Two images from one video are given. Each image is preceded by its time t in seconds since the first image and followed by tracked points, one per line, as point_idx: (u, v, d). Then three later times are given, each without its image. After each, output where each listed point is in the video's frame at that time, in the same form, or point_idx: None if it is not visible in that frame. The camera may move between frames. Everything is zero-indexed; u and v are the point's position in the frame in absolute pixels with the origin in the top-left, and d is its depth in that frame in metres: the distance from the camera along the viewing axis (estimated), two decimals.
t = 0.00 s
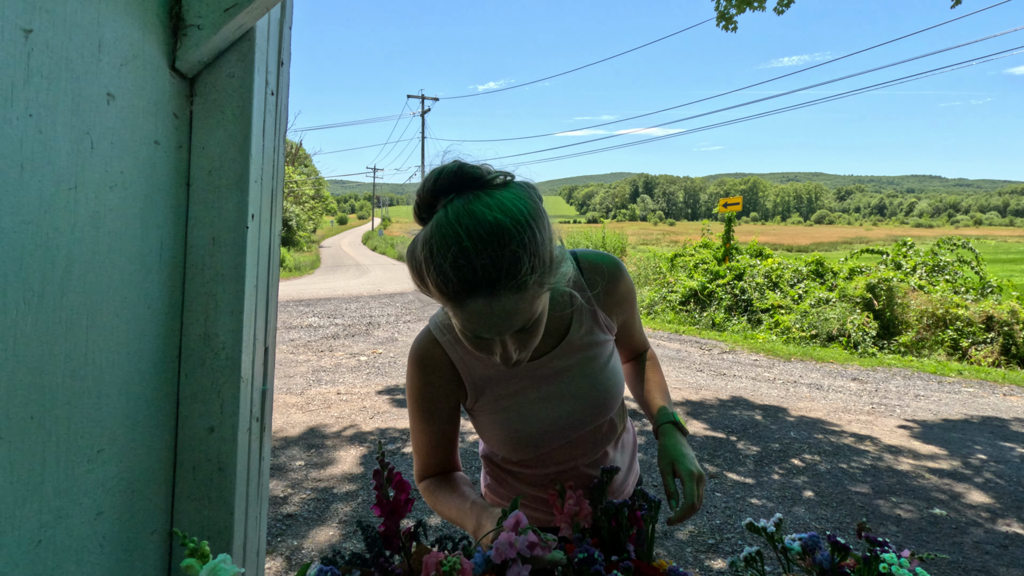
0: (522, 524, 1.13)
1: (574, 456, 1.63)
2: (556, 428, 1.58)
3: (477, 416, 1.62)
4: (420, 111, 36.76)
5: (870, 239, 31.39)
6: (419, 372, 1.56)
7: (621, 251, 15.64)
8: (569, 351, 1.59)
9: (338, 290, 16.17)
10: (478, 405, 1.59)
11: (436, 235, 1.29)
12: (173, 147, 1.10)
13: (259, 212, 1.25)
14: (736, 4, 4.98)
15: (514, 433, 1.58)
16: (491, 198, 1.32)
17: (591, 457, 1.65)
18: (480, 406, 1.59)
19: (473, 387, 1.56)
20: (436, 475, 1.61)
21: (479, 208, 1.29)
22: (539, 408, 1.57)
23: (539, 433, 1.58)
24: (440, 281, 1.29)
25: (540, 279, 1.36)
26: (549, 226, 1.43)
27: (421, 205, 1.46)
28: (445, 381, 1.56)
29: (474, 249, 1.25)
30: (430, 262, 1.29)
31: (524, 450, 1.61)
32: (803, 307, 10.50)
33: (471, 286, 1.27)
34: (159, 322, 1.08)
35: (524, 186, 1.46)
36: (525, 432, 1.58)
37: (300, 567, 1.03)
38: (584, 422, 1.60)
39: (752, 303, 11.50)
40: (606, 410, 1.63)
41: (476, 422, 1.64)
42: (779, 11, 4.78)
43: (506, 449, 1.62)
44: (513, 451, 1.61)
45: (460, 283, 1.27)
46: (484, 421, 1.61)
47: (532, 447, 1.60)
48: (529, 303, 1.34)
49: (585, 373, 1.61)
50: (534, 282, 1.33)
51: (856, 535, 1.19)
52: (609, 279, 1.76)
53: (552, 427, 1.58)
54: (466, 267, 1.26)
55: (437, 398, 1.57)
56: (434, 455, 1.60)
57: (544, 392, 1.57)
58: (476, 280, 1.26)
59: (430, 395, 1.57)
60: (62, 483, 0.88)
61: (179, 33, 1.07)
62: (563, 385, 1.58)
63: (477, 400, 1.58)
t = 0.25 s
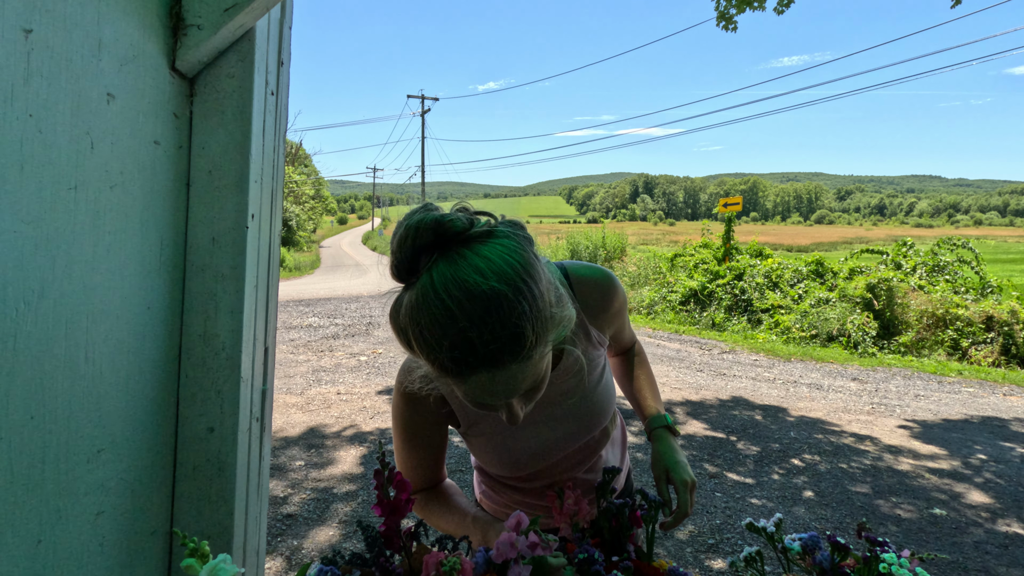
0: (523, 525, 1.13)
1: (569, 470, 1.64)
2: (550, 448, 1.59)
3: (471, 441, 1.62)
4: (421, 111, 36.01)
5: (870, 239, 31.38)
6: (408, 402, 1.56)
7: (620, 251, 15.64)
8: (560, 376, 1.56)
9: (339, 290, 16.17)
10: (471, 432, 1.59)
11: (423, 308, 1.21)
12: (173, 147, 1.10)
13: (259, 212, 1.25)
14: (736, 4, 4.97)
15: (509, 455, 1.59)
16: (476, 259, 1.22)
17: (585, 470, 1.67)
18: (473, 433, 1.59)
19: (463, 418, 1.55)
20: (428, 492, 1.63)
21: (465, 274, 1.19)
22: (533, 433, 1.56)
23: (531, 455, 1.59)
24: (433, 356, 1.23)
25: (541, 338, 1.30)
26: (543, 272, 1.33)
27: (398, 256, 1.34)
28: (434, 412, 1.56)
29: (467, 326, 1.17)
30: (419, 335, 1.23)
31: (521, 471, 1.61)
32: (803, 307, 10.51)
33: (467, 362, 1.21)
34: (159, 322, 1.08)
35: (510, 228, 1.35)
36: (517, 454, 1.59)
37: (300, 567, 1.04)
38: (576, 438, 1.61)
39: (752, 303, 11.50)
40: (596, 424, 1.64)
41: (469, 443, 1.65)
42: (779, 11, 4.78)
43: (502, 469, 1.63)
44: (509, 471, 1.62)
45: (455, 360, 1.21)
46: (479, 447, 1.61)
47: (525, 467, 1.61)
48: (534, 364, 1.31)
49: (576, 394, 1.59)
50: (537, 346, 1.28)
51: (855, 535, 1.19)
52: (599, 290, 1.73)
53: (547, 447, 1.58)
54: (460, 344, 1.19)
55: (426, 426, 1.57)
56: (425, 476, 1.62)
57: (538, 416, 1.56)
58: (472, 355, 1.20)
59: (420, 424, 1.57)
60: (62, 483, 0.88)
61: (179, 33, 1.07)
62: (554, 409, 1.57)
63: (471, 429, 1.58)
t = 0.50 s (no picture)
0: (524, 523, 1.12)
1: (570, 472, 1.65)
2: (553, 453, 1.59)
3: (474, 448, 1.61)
4: (420, 111, 36.61)
5: (870, 239, 31.37)
6: (411, 410, 1.55)
7: (620, 251, 15.66)
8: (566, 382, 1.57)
9: (338, 290, 16.18)
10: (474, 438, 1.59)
11: (450, 325, 1.20)
12: (173, 147, 1.10)
13: (259, 212, 1.25)
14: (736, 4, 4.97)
15: (510, 459, 1.59)
16: (501, 271, 1.21)
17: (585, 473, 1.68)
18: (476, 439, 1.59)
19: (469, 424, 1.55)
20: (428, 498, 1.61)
21: (492, 288, 1.19)
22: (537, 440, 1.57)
23: (534, 460, 1.59)
24: (463, 375, 1.22)
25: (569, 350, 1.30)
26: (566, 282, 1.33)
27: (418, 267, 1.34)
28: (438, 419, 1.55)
29: (499, 343, 1.17)
30: (446, 353, 1.22)
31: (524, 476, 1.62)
32: (803, 307, 10.51)
33: (498, 379, 1.21)
34: (159, 322, 1.08)
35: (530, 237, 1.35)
36: (521, 459, 1.59)
37: (300, 567, 1.03)
38: (578, 442, 1.61)
39: (752, 303, 11.51)
40: (598, 429, 1.65)
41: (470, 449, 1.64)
42: (779, 12, 4.78)
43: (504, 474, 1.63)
44: (510, 476, 1.63)
45: (486, 378, 1.21)
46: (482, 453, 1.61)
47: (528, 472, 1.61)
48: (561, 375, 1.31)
49: (580, 399, 1.61)
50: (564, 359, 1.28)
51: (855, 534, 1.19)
52: (601, 292, 1.75)
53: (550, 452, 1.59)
54: (490, 361, 1.18)
55: (430, 433, 1.56)
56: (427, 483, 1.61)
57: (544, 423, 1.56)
58: (505, 370, 1.20)
59: (424, 431, 1.56)
60: (62, 483, 0.88)
61: (179, 33, 1.07)
62: (559, 415, 1.57)
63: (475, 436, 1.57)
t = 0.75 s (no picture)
0: (523, 523, 1.12)
1: (574, 464, 1.62)
2: (562, 438, 1.57)
3: (482, 432, 1.55)
4: (420, 110, 35.41)
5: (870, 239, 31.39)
6: (423, 389, 1.46)
7: (620, 251, 15.67)
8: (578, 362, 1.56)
9: (339, 290, 16.19)
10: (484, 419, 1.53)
11: (492, 258, 1.23)
12: (173, 147, 1.10)
13: (259, 212, 1.25)
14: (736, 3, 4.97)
15: (519, 444, 1.55)
16: (538, 212, 1.27)
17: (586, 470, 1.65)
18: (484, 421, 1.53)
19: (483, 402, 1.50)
20: (435, 495, 1.52)
21: (533, 223, 1.25)
22: (548, 420, 1.54)
23: (543, 446, 1.56)
24: (500, 309, 1.24)
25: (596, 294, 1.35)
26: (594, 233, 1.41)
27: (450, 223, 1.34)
28: (452, 399, 1.48)
29: (539, 270, 1.20)
30: (485, 289, 1.24)
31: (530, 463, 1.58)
32: (803, 307, 10.52)
33: (533, 310, 1.22)
34: (159, 321, 1.08)
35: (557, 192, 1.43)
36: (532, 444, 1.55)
37: (300, 567, 1.04)
38: (586, 430, 1.59)
39: (752, 303, 11.51)
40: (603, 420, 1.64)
41: (477, 437, 1.58)
42: (779, 12, 4.78)
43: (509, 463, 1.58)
44: (515, 464, 1.58)
45: (524, 309, 1.22)
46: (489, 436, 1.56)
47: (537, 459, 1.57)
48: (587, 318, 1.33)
49: (591, 382, 1.59)
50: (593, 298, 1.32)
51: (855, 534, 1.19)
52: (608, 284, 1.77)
53: (559, 436, 1.56)
54: (533, 287, 1.20)
55: (440, 412, 1.48)
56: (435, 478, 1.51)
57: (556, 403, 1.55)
58: (544, 298, 1.22)
59: (438, 414, 1.48)
60: (62, 483, 0.88)
61: (179, 33, 1.07)
62: (570, 396, 1.56)
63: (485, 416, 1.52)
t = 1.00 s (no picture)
0: (523, 524, 1.11)
1: (585, 452, 1.54)
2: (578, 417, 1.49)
3: (495, 407, 1.46)
4: (421, 111, 34.65)
5: (870, 240, 31.37)
6: (441, 351, 1.37)
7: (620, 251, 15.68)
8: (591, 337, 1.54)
9: (339, 290, 16.19)
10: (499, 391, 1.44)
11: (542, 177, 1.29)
12: (173, 147, 1.10)
13: (259, 212, 1.25)
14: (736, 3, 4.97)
15: (535, 422, 1.46)
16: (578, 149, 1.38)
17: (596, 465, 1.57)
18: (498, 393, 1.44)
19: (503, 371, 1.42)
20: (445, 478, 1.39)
21: (576, 152, 1.35)
22: (564, 394, 1.48)
23: (557, 427, 1.47)
24: (547, 214, 1.26)
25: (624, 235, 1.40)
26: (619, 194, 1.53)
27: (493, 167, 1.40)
28: (470, 361, 1.39)
29: (590, 183, 1.28)
30: (533, 202, 1.28)
31: (545, 444, 1.48)
32: (803, 307, 10.52)
33: (579, 213, 1.25)
34: (159, 321, 1.08)
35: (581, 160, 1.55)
36: (549, 422, 1.46)
37: (300, 567, 1.03)
38: (599, 413, 1.53)
39: (752, 303, 11.51)
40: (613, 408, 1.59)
41: (486, 418, 1.49)
42: (779, 11, 4.78)
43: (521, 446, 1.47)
44: (528, 447, 1.47)
45: (572, 208, 1.25)
46: (503, 412, 1.46)
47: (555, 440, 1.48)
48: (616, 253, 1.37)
49: (603, 362, 1.56)
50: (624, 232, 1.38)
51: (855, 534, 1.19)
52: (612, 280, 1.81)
53: (575, 415, 1.48)
54: (578, 195, 1.26)
55: (458, 376, 1.38)
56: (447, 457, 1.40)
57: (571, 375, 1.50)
58: (588, 206, 1.26)
59: (458, 381, 1.38)
60: (62, 483, 0.88)
61: (179, 33, 1.07)
62: (585, 371, 1.52)
63: (501, 387, 1.44)
